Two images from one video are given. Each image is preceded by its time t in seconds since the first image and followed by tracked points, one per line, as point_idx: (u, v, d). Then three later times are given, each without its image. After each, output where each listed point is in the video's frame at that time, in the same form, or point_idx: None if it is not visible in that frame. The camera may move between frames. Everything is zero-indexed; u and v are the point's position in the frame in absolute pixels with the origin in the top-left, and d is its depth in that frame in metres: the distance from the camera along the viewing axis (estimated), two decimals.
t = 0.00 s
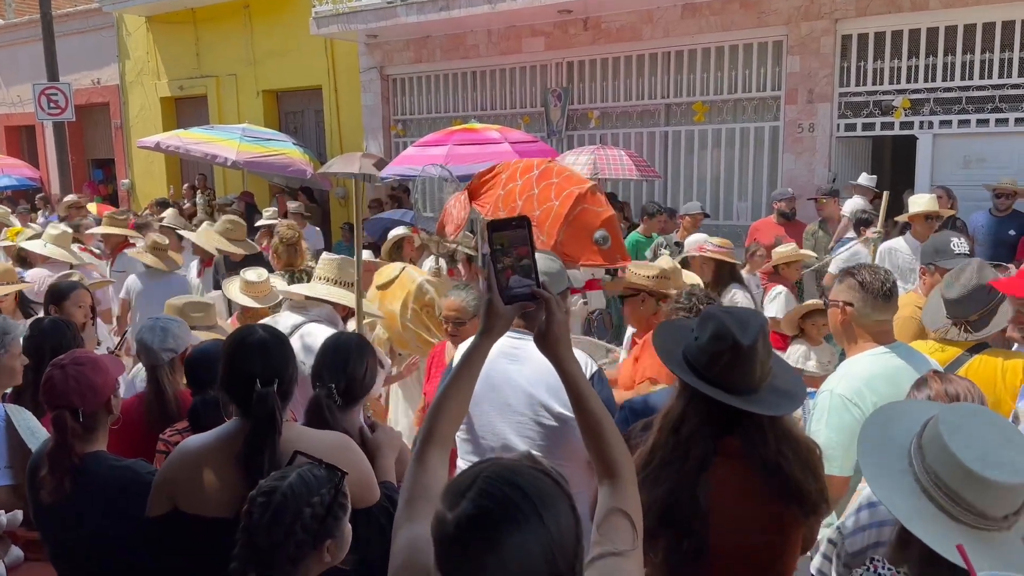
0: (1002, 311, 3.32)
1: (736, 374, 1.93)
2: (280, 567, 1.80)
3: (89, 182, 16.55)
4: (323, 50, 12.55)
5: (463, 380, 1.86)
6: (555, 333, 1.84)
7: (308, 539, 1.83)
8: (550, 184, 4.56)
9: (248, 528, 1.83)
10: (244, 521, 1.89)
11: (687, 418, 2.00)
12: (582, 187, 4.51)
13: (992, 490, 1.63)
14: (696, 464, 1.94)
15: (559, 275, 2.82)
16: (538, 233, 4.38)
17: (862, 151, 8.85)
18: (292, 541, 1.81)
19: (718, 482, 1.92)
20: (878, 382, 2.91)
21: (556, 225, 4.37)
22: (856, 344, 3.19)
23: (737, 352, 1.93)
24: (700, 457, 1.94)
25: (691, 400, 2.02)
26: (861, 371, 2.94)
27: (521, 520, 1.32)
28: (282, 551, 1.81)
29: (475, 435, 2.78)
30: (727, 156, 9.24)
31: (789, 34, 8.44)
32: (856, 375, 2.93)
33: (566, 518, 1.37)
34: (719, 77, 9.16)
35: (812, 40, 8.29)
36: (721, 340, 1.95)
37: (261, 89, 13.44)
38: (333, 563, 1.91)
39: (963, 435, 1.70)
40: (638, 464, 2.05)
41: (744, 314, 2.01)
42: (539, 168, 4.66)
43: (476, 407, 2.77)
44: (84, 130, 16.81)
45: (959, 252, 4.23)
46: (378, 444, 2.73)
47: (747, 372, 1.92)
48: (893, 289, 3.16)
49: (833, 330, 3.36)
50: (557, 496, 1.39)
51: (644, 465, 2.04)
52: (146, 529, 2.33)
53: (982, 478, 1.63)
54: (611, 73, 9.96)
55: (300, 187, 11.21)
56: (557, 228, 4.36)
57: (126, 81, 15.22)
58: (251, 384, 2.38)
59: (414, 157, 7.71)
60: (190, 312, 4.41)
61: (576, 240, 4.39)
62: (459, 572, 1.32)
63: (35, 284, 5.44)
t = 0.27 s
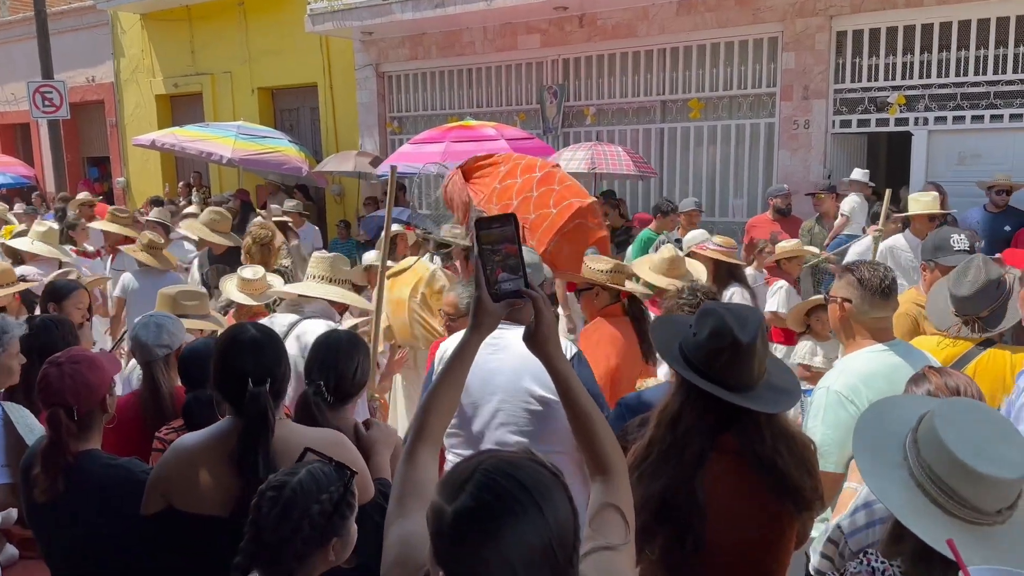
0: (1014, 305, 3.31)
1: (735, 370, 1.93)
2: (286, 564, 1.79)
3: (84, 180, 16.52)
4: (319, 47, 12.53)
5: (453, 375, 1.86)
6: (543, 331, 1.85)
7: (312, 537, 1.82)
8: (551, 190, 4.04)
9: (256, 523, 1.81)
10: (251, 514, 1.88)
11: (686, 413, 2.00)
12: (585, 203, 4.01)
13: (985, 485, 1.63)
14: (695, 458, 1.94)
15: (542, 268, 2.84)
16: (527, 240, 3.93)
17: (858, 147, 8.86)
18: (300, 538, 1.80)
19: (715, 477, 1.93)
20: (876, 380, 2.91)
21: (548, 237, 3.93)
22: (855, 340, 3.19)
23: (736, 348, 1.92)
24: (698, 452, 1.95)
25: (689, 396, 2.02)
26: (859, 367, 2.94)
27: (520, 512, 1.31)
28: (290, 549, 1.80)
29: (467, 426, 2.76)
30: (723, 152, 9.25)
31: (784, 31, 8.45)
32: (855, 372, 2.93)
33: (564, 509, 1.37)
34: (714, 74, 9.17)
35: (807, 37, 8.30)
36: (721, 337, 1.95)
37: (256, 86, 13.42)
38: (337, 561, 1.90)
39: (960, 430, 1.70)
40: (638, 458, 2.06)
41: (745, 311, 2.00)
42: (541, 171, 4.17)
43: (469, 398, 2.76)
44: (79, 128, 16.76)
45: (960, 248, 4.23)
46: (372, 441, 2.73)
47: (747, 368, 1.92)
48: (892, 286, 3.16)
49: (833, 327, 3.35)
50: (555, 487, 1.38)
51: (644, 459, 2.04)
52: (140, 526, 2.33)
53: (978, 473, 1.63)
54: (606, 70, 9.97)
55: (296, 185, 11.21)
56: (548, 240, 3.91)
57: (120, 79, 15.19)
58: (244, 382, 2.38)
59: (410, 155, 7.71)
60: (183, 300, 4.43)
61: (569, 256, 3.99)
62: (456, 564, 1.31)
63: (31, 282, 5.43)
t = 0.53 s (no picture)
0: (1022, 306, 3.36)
1: (732, 366, 1.94)
2: (282, 561, 1.80)
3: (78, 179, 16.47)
4: (313, 46, 12.52)
5: (441, 371, 1.86)
6: (530, 331, 1.85)
7: (308, 535, 1.81)
8: (546, 190, 4.49)
9: (250, 520, 1.81)
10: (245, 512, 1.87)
11: (681, 410, 2.00)
12: (576, 204, 4.43)
13: (973, 481, 1.64)
14: (691, 453, 1.94)
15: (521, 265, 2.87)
16: (521, 237, 4.36)
17: (851, 145, 8.89)
18: (294, 535, 1.80)
19: (709, 473, 1.93)
20: (867, 377, 2.92)
21: (537, 232, 4.31)
22: (847, 337, 3.20)
23: (733, 345, 1.94)
24: (693, 448, 1.95)
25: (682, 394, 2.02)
26: (850, 364, 2.96)
27: (506, 504, 1.32)
28: (284, 547, 1.80)
29: (457, 422, 2.74)
30: (717, 150, 9.26)
31: (778, 29, 8.46)
32: (846, 368, 2.95)
33: (552, 501, 1.37)
34: (708, 72, 9.18)
35: (800, 35, 8.31)
36: (718, 333, 1.97)
37: (250, 85, 13.40)
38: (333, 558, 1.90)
39: (949, 426, 1.71)
40: (631, 453, 2.06)
41: (741, 311, 2.03)
42: (538, 172, 4.60)
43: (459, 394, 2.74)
44: (72, 127, 16.70)
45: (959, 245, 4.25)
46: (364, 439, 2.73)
47: (743, 364, 1.93)
48: (883, 283, 3.18)
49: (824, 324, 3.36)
50: (541, 478, 1.38)
51: (638, 453, 2.03)
52: (132, 525, 2.33)
53: (966, 468, 1.64)
54: (600, 68, 9.97)
55: (290, 184, 11.20)
56: (539, 237, 4.30)
57: (114, 77, 15.16)
58: (234, 382, 2.38)
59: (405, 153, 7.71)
60: (169, 296, 4.45)
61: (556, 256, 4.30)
62: (443, 554, 1.32)
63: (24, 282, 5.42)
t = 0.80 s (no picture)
0: None
1: (730, 363, 1.94)
2: (264, 559, 1.77)
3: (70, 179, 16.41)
4: (306, 45, 12.49)
5: (429, 370, 1.86)
6: (516, 330, 1.89)
7: (290, 531, 1.81)
8: (550, 206, 4.41)
9: (229, 522, 1.80)
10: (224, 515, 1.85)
11: (677, 409, 2.00)
12: (580, 225, 4.39)
13: (959, 476, 1.65)
14: (686, 452, 1.94)
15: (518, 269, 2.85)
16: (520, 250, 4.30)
17: (843, 143, 8.91)
18: (274, 529, 1.78)
19: (701, 472, 1.93)
20: (858, 372, 2.92)
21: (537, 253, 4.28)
22: (836, 335, 3.21)
23: (732, 343, 1.95)
24: (688, 446, 1.95)
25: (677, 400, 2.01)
26: (839, 361, 2.96)
27: (493, 498, 1.32)
28: (265, 553, 1.78)
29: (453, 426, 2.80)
30: (710, 149, 9.28)
31: (770, 27, 8.48)
32: (837, 364, 2.95)
33: (538, 495, 1.37)
34: (701, 70, 9.19)
35: (793, 33, 8.33)
36: (717, 331, 1.97)
37: (243, 84, 13.38)
38: (317, 552, 1.89)
39: (933, 421, 1.72)
40: (623, 453, 2.06)
41: (736, 311, 2.04)
42: (543, 184, 4.51)
43: (453, 396, 2.80)
44: (64, 126, 16.64)
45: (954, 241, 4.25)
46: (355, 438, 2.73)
47: (741, 362, 1.94)
48: (871, 279, 3.20)
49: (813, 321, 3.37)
50: (525, 472, 1.39)
51: (630, 454, 2.04)
52: (121, 525, 2.32)
53: (950, 464, 1.65)
54: (593, 67, 9.98)
55: (283, 183, 11.18)
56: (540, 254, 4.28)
57: (106, 76, 15.11)
58: (221, 381, 2.38)
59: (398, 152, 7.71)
60: (157, 297, 4.45)
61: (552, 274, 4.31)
62: (431, 548, 1.32)
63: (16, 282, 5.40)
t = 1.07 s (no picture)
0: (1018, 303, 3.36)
1: (737, 367, 1.86)
2: (242, 562, 1.76)
3: (62, 179, 16.35)
4: (298, 44, 12.48)
5: (416, 370, 1.87)
6: (501, 330, 1.89)
7: (272, 529, 1.80)
8: (555, 205, 4.00)
9: (208, 522, 1.79)
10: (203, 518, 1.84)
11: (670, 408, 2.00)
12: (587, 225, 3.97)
13: (942, 472, 1.67)
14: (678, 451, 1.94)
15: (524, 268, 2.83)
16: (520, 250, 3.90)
17: (835, 142, 8.94)
18: (255, 528, 1.78)
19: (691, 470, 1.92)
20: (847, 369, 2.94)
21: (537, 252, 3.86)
22: (825, 332, 3.22)
23: (739, 346, 1.86)
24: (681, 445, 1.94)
25: (686, 404, 1.88)
26: (828, 357, 2.97)
27: (484, 493, 1.32)
28: (245, 554, 1.77)
29: (446, 428, 2.83)
30: (702, 148, 9.29)
31: (762, 26, 8.50)
32: (827, 360, 2.97)
33: (528, 490, 1.37)
34: (693, 69, 9.21)
35: (784, 32, 8.35)
36: (723, 334, 1.87)
37: (235, 83, 13.35)
38: (299, 548, 1.88)
39: (918, 418, 1.73)
40: (621, 453, 1.93)
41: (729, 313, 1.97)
42: (551, 180, 4.12)
43: (445, 400, 2.83)
44: (56, 125, 16.59)
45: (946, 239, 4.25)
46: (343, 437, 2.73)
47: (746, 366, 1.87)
48: (858, 277, 3.21)
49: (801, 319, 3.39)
50: (516, 468, 1.39)
51: (629, 453, 1.91)
52: (111, 526, 2.31)
53: (936, 460, 1.66)
54: (586, 66, 9.99)
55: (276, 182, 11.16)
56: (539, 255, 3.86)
57: (97, 76, 15.07)
58: (210, 381, 2.38)
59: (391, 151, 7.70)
60: (155, 298, 4.42)
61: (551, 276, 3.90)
62: (424, 545, 1.32)
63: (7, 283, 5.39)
